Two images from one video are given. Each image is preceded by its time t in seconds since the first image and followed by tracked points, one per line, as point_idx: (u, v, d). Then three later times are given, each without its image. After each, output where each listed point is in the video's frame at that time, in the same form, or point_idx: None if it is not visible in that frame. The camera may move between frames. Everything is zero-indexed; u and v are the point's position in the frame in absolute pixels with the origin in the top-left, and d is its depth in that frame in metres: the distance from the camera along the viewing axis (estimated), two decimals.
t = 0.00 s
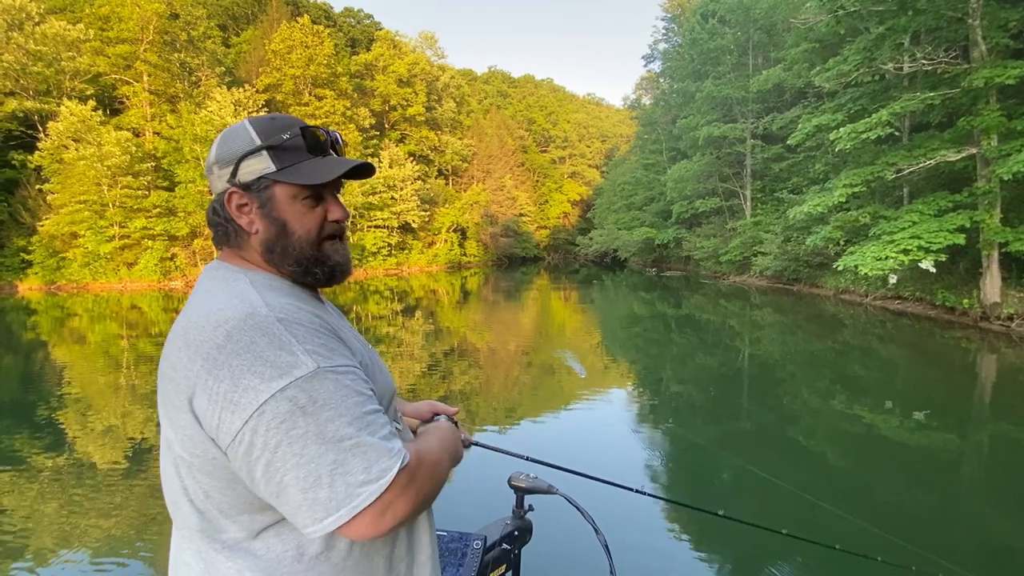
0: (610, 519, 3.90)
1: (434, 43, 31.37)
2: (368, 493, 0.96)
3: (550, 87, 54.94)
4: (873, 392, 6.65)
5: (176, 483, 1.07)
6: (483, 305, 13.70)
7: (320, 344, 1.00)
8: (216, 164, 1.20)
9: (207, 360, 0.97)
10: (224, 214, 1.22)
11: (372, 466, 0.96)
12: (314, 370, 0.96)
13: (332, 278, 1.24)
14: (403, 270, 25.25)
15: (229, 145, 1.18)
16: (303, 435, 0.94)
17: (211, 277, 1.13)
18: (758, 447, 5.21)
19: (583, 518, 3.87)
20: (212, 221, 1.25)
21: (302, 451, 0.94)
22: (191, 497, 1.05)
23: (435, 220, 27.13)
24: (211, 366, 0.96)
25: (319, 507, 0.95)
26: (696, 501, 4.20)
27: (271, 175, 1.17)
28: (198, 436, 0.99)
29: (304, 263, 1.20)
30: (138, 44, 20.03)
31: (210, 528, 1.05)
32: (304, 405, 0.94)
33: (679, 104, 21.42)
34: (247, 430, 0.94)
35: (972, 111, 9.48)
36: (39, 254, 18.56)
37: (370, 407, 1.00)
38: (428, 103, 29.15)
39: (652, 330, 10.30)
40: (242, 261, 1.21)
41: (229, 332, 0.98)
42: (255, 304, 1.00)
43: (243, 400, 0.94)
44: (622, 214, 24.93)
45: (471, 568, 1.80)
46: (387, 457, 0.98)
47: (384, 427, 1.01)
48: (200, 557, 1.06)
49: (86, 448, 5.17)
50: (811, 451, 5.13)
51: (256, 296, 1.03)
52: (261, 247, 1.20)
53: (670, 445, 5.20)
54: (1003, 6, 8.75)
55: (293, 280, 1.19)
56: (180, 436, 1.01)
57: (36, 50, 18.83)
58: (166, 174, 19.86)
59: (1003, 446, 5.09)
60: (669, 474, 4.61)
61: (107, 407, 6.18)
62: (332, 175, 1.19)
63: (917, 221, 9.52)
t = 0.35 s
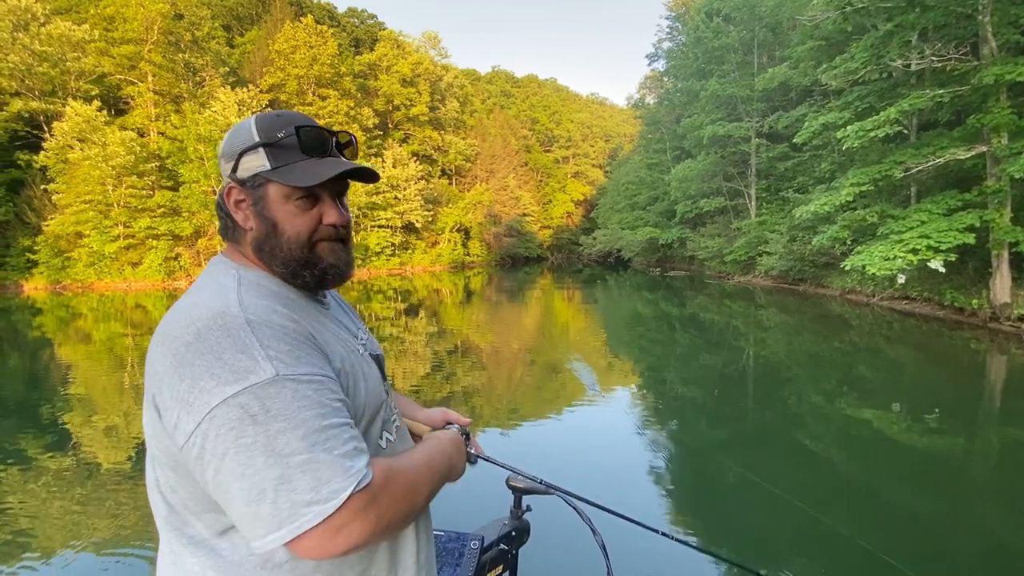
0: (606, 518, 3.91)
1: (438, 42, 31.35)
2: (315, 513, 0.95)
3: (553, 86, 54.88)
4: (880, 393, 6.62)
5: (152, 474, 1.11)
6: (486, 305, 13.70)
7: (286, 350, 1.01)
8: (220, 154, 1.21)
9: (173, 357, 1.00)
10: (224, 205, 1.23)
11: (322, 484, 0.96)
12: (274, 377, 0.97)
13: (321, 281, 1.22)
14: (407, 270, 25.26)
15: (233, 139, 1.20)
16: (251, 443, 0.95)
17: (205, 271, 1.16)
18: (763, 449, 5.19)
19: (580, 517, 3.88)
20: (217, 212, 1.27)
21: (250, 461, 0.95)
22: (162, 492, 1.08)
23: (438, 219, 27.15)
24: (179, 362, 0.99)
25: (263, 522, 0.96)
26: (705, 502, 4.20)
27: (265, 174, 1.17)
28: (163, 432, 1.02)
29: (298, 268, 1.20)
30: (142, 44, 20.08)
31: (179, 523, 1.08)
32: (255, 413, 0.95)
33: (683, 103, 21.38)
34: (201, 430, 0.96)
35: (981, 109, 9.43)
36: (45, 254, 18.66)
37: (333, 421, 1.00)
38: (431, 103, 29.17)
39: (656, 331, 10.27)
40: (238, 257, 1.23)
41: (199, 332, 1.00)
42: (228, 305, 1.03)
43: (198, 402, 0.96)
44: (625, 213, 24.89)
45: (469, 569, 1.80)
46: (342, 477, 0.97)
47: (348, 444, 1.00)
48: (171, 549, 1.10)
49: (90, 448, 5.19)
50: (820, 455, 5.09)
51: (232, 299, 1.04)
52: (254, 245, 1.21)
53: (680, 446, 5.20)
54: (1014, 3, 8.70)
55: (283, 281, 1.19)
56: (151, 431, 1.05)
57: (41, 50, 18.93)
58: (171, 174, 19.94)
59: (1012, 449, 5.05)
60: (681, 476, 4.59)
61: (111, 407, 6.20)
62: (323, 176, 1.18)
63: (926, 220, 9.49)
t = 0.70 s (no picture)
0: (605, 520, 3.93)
1: (443, 42, 31.39)
2: (259, 527, 0.98)
3: (559, 86, 54.87)
4: (891, 396, 6.57)
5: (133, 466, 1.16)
6: (491, 305, 13.68)
7: (253, 356, 1.04)
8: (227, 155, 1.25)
9: (150, 353, 1.05)
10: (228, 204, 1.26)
11: (270, 497, 0.98)
12: (233, 382, 1.00)
13: (310, 286, 1.22)
14: (412, 269, 25.28)
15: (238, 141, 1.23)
16: (203, 449, 0.98)
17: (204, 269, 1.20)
18: (771, 451, 5.17)
19: (579, 518, 3.91)
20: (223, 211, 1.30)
21: (200, 465, 0.98)
22: (140, 484, 1.14)
23: (444, 219, 27.17)
24: (152, 359, 1.03)
25: (208, 528, 0.99)
26: (710, 501, 4.22)
27: (260, 174, 1.20)
28: (136, 427, 1.07)
29: (289, 272, 1.21)
30: (150, 45, 20.14)
31: (154, 513, 1.13)
32: (210, 418, 0.98)
33: (690, 102, 21.30)
34: (162, 428, 1.00)
35: (996, 106, 9.35)
36: (53, 253, 18.82)
37: (292, 433, 1.02)
38: (436, 103, 29.20)
39: (662, 331, 10.24)
40: (237, 256, 1.25)
41: (173, 332, 1.04)
42: (205, 308, 1.06)
43: (162, 399, 1.00)
44: (631, 213, 24.84)
45: (469, 570, 1.80)
46: (291, 491, 0.99)
47: (305, 458, 1.02)
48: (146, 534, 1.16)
49: (98, 447, 5.21)
50: (828, 457, 5.07)
51: (212, 301, 1.08)
52: (249, 243, 1.23)
53: (688, 446, 5.22)
54: None
55: (272, 283, 1.20)
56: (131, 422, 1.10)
57: (50, 52, 19.13)
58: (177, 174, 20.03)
59: None
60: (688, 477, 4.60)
61: (118, 407, 6.22)
62: (312, 177, 1.19)
63: (940, 218, 9.44)
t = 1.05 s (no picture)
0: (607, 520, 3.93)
1: (450, 42, 31.42)
2: (270, 533, 0.98)
3: (565, 85, 54.81)
4: (907, 399, 6.50)
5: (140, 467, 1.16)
6: (498, 305, 13.69)
7: (265, 360, 1.03)
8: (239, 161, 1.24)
9: (160, 355, 1.04)
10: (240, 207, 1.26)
11: (281, 503, 0.98)
12: (244, 387, 0.99)
13: (322, 291, 1.22)
14: (420, 269, 25.32)
15: (249, 146, 1.22)
16: (213, 453, 0.98)
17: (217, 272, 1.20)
18: (783, 453, 5.14)
19: (583, 517, 3.91)
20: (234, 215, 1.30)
21: (209, 470, 0.98)
22: (148, 485, 1.14)
23: (451, 219, 27.22)
24: (163, 362, 1.03)
25: (218, 533, 0.99)
26: (722, 504, 4.20)
27: (273, 178, 1.19)
28: (145, 430, 1.07)
29: (300, 276, 1.21)
30: (160, 47, 20.32)
31: (161, 514, 1.12)
32: (219, 423, 0.98)
33: (700, 100, 21.19)
34: (172, 433, 0.99)
35: (1016, 103, 9.22)
36: (65, 253, 19.07)
37: (302, 439, 1.02)
38: (444, 103, 29.27)
39: (671, 332, 10.20)
40: (248, 258, 1.25)
41: (185, 333, 1.04)
42: (217, 311, 1.06)
43: (172, 403, 0.99)
44: (639, 213, 24.76)
45: (472, 570, 1.81)
46: (300, 497, 0.99)
47: (313, 465, 1.02)
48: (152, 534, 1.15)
49: (109, 444, 5.26)
50: (843, 461, 5.02)
51: (223, 304, 1.07)
52: (261, 246, 1.23)
53: (699, 448, 5.19)
54: None
55: (283, 286, 1.20)
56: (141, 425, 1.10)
57: (62, 53, 19.34)
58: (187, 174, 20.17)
59: None
60: (700, 479, 4.58)
61: (129, 405, 6.27)
62: (324, 182, 1.18)
63: (958, 218, 9.35)
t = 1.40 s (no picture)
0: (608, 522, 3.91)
1: (459, 42, 31.39)
2: (292, 526, 0.99)
3: (573, 84, 54.66)
4: (926, 403, 6.41)
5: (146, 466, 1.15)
6: (505, 306, 13.68)
7: (278, 358, 1.04)
8: (249, 159, 1.23)
9: (172, 355, 1.04)
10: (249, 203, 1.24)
11: (301, 497, 0.99)
12: (261, 385, 1.00)
13: (335, 285, 1.23)
14: (428, 269, 25.39)
15: (262, 143, 1.22)
16: (233, 449, 0.98)
17: (225, 272, 1.18)
18: (796, 456, 5.09)
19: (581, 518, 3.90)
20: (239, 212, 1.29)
21: (229, 467, 0.98)
22: (157, 483, 1.13)
23: (460, 219, 27.26)
24: (177, 359, 1.02)
25: (240, 527, 1.00)
26: (736, 507, 4.16)
27: (290, 175, 1.19)
28: (157, 429, 1.07)
29: (314, 270, 1.21)
30: (172, 48, 20.63)
31: (169, 512, 1.12)
32: (237, 419, 0.98)
33: (712, 99, 21.05)
34: (189, 429, 0.99)
35: None
36: (79, 253, 19.31)
37: (317, 433, 1.02)
38: (453, 103, 29.32)
39: (681, 332, 10.14)
40: (255, 257, 1.24)
41: (198, 333, 1.04)
42: (228, 309, 1.06)
43: (187, 401, 1.00)
44: (649, 212, 24.65)
45: (472, 570, 1.81)
46: (320, 491, 1.00)
47: (331, 458, 1.03)
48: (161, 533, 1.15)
49: (123, 441, 5.32)
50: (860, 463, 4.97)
51: (234, 302, 1.07)
52: (273, 244, 1.22)
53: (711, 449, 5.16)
54: None
55: (295, 283, 1.20)
56: (150, 426, 1.09)
57: (77, 55, 19.49)
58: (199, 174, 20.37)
59: None
60: (715, 481, 4.54)
61: (142, 403, 6.34)
62: (342, 180, 1.19)
63: (980, 217, 9.23)
